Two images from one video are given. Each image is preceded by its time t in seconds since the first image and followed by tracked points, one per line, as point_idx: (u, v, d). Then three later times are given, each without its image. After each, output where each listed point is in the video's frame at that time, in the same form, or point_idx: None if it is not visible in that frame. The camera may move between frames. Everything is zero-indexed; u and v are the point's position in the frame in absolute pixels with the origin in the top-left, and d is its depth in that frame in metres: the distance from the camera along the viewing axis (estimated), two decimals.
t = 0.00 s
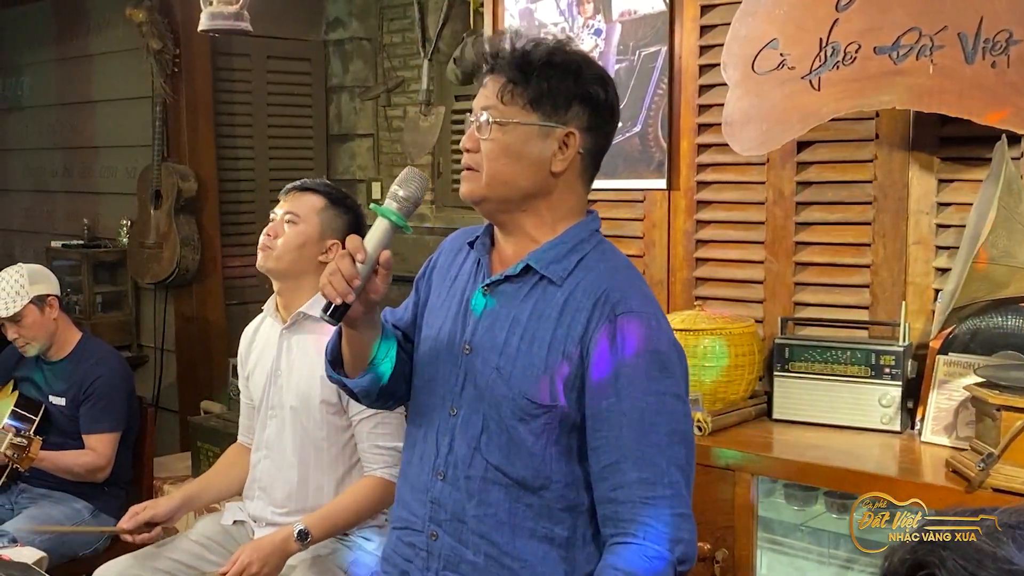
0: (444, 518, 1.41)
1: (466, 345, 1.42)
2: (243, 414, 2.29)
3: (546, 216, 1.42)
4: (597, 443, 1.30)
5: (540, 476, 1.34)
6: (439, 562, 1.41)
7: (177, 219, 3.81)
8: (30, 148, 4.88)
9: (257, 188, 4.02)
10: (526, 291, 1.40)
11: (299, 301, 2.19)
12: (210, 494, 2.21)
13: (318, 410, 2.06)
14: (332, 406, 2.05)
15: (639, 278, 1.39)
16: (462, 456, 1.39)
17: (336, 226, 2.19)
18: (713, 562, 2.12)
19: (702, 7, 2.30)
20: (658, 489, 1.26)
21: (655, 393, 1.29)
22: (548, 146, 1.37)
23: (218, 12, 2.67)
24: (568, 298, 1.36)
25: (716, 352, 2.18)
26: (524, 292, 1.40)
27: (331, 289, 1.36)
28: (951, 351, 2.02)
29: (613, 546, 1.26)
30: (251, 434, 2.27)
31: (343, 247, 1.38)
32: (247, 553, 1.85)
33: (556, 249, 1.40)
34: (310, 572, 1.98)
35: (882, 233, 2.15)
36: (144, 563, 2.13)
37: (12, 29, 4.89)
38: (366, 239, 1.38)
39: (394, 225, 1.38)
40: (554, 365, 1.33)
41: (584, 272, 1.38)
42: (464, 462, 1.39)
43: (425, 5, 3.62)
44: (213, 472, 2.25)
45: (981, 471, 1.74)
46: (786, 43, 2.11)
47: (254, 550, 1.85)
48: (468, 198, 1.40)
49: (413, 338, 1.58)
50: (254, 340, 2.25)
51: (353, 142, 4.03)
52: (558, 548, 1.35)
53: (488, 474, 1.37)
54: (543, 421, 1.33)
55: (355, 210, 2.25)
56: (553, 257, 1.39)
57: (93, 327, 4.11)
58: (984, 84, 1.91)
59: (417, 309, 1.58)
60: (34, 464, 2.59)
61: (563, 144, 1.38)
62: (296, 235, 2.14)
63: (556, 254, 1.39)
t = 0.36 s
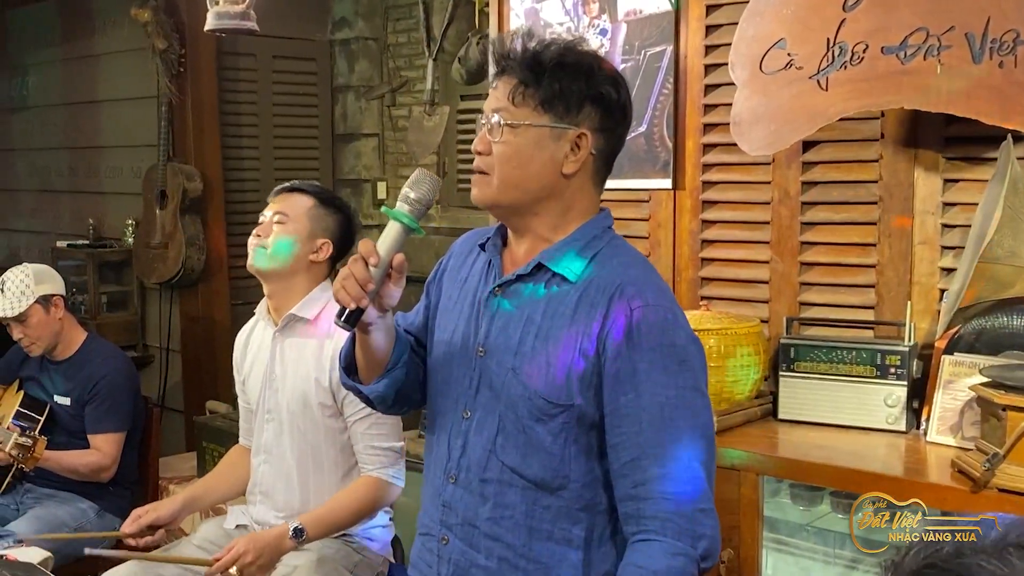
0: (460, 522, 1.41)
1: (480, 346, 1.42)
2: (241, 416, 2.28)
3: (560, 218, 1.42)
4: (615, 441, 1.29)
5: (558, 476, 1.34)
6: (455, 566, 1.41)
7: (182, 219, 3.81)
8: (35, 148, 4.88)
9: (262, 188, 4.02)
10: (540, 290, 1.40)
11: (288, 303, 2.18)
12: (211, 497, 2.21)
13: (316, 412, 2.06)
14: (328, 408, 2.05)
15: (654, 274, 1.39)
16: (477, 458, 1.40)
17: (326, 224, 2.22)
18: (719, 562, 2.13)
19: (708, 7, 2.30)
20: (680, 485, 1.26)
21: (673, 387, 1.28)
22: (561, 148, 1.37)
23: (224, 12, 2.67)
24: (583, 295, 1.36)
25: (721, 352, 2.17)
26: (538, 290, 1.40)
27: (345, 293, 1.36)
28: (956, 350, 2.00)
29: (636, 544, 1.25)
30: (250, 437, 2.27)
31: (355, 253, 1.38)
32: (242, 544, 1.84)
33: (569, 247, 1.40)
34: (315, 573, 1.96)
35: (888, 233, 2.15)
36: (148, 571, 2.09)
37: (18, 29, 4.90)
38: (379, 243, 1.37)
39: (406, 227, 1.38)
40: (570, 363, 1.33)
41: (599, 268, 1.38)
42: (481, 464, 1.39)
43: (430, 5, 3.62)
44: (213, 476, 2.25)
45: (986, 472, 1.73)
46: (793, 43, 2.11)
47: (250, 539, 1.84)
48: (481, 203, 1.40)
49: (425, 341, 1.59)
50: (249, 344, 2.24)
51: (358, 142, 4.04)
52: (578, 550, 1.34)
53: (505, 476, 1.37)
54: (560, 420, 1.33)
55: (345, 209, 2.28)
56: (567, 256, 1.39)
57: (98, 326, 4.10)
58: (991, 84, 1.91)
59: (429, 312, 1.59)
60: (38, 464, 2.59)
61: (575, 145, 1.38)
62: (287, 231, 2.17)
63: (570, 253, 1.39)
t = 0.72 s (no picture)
0: (468, 521, 1.41)
1: (487, 344, 1.42)
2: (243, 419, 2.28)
3: (565, 216, 1.42)
4: (620, 441, 1.29)
5: (563, 476, 1.33)
6: (462, 566, 1.41)
7: (188, 219, 3.81)
8: (40, 148, 4.88)
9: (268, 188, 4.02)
10: (546, 288, 1.40)
11: (288, 310, 2.19)
12: (213, 495, 2.21)
13: (314, 417, 2.05)
14: (326, 413, 2.05)
15: (662, 274, 1.38)
16: (484, 457, 1.40)
17: (298, 224, 2.19)
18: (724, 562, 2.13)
19: (713, 7, 2.30)
20: (683, 487, 1.25)
21: (678, 388, 1.28)
22: (566, 144, 1.37)
23: (229, 12, 2.67)
24: (589, 294, 1.36)
25: (727, 352, 2.17)
26: (545, 288, 1.40)
27: (348, 288, 1.37)
28: (961, 351, 2.02)
29: (638, 546, 1.25)
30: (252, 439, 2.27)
31: (361, 247, 1.38)
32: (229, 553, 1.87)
33: (577, 246, 1.39)
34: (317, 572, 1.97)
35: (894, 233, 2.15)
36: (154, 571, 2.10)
37: (23, 30, 4.90)
38: (384, 239, 1.37)
39: (411, 223, 1.38)
40: (575, 363, 1.33)
41: (606, 267, 1.37)
42: (487, 463, 1.39)
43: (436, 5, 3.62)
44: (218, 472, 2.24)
45: (992, 471, 1.73)
46: (799, 43, 2.11)
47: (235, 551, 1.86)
48: (485, 198, 1.40)
49: (435, 339, 1.59)
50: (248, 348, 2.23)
51: (363, 143, 4.03)
52: (584, 550, 1.34)
53: (510, 475, 1.37)
54: (565, 419, 1.33)
55: (307, 195, 2.25)
56: (574, 255, 1.39)
57: (104, 326, 4.10)
58: (998, 84, 1.90)
59: (439, 310, 1.59)
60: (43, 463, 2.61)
61: (580, 142, 1.38)
62: (263, 250, 2.15)
63: (576, 252, 1.39)
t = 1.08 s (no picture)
0: (469, 519, 1.42)
1: (493, 344, 1.42)
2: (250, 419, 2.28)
3: (579, 217, 1.42)
4: (619, 447, 1.29)
5: (563, 479, 1.33)
6: (460, 565, 1.42)
7: (193, 219, 3.81)
8: (46, 148, 4.88)
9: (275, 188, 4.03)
10: (553, 289, 1.40)
11: (293, 311, 2.17)
12: (220, 496, 2.21)
13: (321, 414, 2.06)
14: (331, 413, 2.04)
15: (671, 278, 1.37)
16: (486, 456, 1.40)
17: (296, 226, 2.19)
18: (730, 562, 2.13)
19: (718, 7, 2.30)
20: (679, 495, 1.24)
21: (678, 396, 1.27)
22: (584, 145, 1.37)
23: (235, 12, 2.67)
24: (594, 297, 1.35)
25: (732, 352, 2.18)
26: (551, 290, 1.40)
27: (347, 291, 1.36)
28: (967, 351, 2.01)
29: (632, 552, 1.25)
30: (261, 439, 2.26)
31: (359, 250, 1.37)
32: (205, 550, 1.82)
33: (585, 248, 1.39)
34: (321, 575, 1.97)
35: (899, 233, 2.15)
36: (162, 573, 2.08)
37: (28, 30, 4.90)
38: (382, 243, 1.36)
39: (410, 226, 1.37)
40: (578, 365, 1.32)
41: (613, 271, 1.37)
42: (489, 463, 1.39)
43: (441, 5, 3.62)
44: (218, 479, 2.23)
45: (997, 471, 1.73)
46: (802, 43, 2.11)
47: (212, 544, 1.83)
48: (499, 195, 1.40)
49: (444, 337, 1.59)
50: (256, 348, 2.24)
51: (369, 143, 4.03)
52: (582, 552, 1.34)
53: (510, 475, 1.37)
54: (566, 421, 1.33)
55: (300, 197, 2.25)
56: (581, 257, 1.39)
57: (110, 326, 4.11)
58: (1002, 84, 1.90)
59: (449, 307, 1.59)
60: (50, 464, 2.60)
61: (598, 143, 1.38)
62: (263, 259, 2.15)
63: (584, 254, 1.39)
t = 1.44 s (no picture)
0: (470, 520, 1.42)
1: (498, 343, 1.42)
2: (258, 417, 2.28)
3: (586, 218, 1.41)
4: (621, 449, 1.29)
5: (564, 481, 1.33)
6: (462, 566, 1.42)
7: (199, 219, 3.81)
8: (51, 148, 4.89)
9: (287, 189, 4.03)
10: (558, 290, 1.40)
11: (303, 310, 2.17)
12: (228, 494, 2.21)
13: (328, 414, 2.05)
14: (337, 412, 2.04)
15: (675, 281, 1.37)
16: (488, 456, 1.40)
17: (310, 228, 2.20)
18: (735, 562, 2.13)
19: (724, 7, 2.30)
20: (681, 500, 1.24)
21: (681, 400, 1.27)
22: (589, 147, 1.37)
23: (241, 12, 2.67)
24: (599, 299, 1.35)
25: (738, 352, 2.18)
26: (556, 291, 1.40)
27: (362, 278, 1.35)
28: (972, 350, 2.01)
29: (633, 556, 1.25)
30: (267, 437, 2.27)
31: (379, 238, 1.38)
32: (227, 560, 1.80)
33: (590, 250, 1.39)
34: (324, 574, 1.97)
35: (904, 233, 2.15)
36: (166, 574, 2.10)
37: (33, 29, 4.90)
38: (401, 231, 1.37)
39: (429, 218, 1.38)
40: (581, 367, 1.32)
41: (617, 273, 1.37)
42: (491, 463, 1.39)
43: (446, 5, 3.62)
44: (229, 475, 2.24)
45: (1002, 471, 1.73)
46: (807, 43, 2.11)
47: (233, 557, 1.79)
48: (506, 198, 1.40)
49: (450, 334, 1.59)
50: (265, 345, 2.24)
51: (374, 143, 4.03)
52: (583, 555, 1.34)
53: (513, 476, 1.37)
54: (568, 423, 1.33)
55: (314, 198, 2.25)
56: (585, 258, 1.38)
57: (115, 327, 4.10)
58: (1007, 84, 1.90)
59: (456, 305, 1.59)
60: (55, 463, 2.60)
61: (604, 145, 1.38)
62: (280, 262, 2.15)
63: (588, 256, 1.38)
